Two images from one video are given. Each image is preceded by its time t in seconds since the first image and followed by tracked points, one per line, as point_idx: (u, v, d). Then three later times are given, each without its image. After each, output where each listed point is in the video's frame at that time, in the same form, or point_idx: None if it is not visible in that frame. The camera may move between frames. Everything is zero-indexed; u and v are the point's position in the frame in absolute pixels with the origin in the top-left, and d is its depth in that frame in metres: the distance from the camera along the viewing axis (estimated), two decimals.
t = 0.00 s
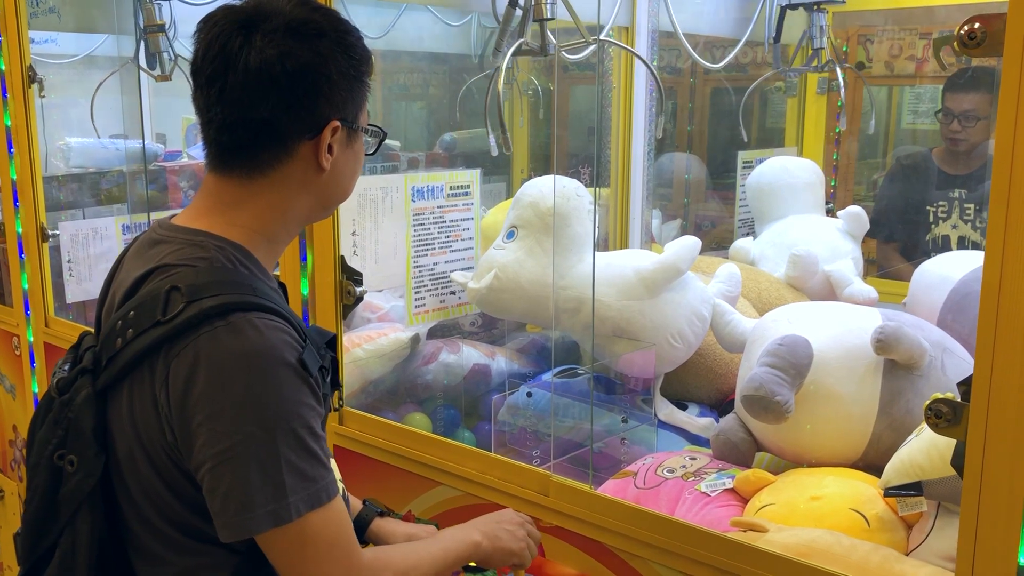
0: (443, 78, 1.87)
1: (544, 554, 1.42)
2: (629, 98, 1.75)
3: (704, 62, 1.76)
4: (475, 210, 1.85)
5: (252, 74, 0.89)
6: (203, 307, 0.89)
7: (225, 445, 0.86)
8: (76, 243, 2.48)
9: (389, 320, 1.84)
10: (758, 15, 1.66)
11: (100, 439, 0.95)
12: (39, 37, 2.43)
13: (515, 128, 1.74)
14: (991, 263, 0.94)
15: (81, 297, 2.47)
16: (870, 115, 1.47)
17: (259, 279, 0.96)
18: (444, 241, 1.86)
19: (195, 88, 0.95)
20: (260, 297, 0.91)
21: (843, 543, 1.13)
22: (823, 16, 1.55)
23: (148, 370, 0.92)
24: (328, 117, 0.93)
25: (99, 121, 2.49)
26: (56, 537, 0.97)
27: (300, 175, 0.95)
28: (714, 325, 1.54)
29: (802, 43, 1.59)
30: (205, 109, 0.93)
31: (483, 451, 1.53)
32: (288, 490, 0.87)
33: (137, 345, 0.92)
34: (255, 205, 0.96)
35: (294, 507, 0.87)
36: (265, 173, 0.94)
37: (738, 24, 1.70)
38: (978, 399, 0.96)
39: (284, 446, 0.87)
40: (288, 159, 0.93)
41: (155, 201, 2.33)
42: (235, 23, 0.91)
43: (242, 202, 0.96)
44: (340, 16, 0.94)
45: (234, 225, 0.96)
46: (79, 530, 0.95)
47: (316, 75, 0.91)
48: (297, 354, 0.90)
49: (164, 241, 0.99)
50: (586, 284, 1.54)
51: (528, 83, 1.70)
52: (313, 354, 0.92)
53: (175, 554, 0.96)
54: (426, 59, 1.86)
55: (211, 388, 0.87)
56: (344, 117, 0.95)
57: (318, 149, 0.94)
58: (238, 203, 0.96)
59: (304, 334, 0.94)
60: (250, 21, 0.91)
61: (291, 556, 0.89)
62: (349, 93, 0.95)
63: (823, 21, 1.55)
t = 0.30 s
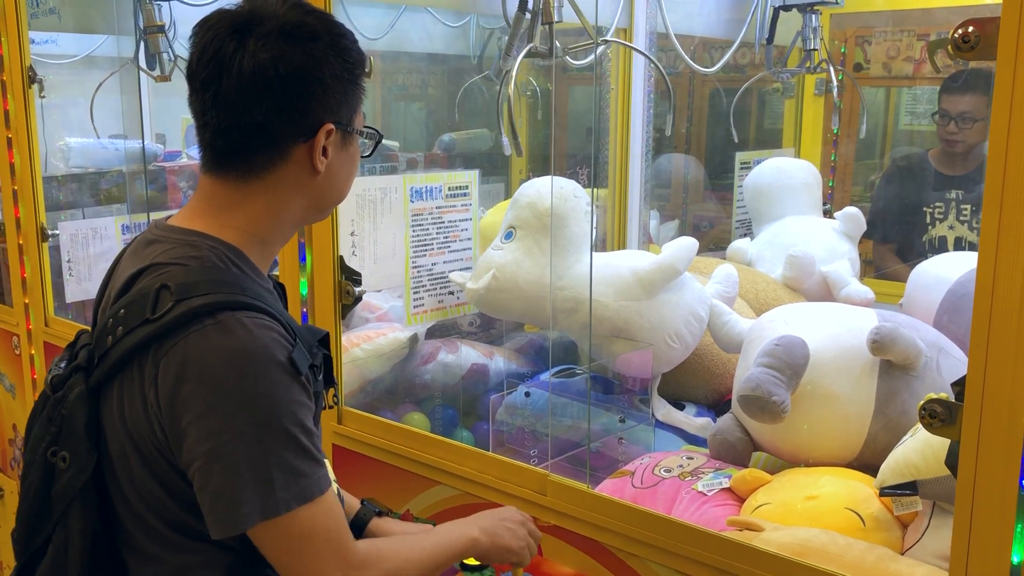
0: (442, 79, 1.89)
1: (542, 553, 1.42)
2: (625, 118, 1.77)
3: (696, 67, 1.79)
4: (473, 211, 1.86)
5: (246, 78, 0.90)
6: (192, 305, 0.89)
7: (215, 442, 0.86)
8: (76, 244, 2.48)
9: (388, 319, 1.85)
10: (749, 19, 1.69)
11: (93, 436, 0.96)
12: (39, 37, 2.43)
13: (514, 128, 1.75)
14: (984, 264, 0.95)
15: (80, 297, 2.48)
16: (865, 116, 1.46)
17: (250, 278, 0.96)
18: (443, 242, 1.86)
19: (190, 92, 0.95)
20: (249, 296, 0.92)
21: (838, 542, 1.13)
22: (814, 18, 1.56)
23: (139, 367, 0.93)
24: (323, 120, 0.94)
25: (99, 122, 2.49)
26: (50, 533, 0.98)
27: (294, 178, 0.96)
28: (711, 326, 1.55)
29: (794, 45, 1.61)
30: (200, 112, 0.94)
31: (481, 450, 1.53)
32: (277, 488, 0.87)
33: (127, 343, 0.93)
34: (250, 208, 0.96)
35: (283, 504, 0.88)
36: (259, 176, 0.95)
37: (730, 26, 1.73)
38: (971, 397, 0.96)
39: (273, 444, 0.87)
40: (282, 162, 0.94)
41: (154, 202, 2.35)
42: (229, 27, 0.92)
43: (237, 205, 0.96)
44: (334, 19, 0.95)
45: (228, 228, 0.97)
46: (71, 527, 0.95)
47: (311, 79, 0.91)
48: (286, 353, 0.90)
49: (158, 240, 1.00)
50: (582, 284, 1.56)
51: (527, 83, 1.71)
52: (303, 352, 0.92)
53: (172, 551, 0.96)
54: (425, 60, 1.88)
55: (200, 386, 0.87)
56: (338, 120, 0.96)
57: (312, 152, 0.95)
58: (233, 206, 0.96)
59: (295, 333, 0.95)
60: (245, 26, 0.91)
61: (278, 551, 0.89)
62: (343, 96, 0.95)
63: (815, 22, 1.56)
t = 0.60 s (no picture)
0: (443, 80, 1.89)
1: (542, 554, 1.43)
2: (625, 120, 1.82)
3: (698, 68, 1.81)
4: (473, 212, 1.86)
5: (237, 76, 0.91)
6: (213, 293, 0.91)
7: (245, 426, 0.88)
8: (77, 243, 2.48)
9: (389, 320, 1.85)
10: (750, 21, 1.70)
11: (108, 428, 0.96)
12: (41, 37, 2.44)
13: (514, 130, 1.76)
14: (982, 267, 0.95)
15: (80, 297, 2.49)
16: (866, 119, 1.47)
17: (263, 268, 0.97)
18: (443, 242, 1.87)
19: (184, 92, 0.96)
20: (267, 283, 0.93)
21: (836, 543, 1.14)
22: (819, 20, 1.56)
23: (158, 357, 0.94)
24: (316, 113, 0.95)
25: (100, 122, 2.50)
26: (65, 526, 0.98)
27: (291, 172, 0.97)
28: (710, 327, 1.56)
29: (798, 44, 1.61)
30: (195, 112, 0.95)
31: (481, 451, 1.54)
32: (308, 469, 0.89)
33: (145, 333, 0.93)
34: (249, 204, 0.97)
35: (314, 486, 0.89)
36: (257, 172, 0.96)
37: (733, 29, 1.74)
38: (969, 397, 0.97)
39: (303, 425, 0.89)
40: (278, 157, 0.95)
41: (155, 202, 2.36)
42: (217, 25, 0.92)
43: (236, 202, 0.97)
44: (320, 11, 0.95)
45: (229, 224, 0.98)
46: (88, 520, 0.96)
47: (301, 72, 0.92)
48: (310, 337, 0.92)
49: (166, 233, 1.01)
50: (582, 284, 1.56)
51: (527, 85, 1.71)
52: (324, 335, 0.94)
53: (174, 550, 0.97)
54: (426, 61, 1.89)
55: (226, 372, 0.89)
56: (331, 111, 0.96)
57: (308, 145, 0.96)
58: (232, 203, 0.98)
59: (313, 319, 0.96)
60: (232, 23, 0.92)
61: (310, 534, 0.90)
62: (334, 87, 0.96)
63: (819, 25, 1.56)
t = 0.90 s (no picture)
0: (445, 82, 1.89)
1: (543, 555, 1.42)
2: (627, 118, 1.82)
3: (699, 72, 1.81)
4: (476, 214, 1.86)
5: (238, 75, 0.91)
6: (223, 288, 0.91)
7: (254, 421, 0.87)
8: (79, 244, 2.48)
9: (390, 322, 1.85)
10: (752, 23, 1.70)
11: (116, 426, 0.96)
12: (45, 39, 2.43)
13: (515, 132, 1.76)
14: (985, 269, 0.95)
15: (83, 298, 2.49)
16: (869, 122, 1.47)
17: (270, 265, 0.98)
18: (445, 244, 1.87)
19: (183, 93, 0.96)
20: (276, 279, 0.94)
21: (838, 546, 1.14)
22: (830, 23, 1.55)
23: (168, 353, 0.94)
24: (316, 110, 0.95)
25: (103, 124, 2.49)
26: (68, 526, 0.98)
27: (294, 169, 0.97)
28: (713, 329, 1.55)
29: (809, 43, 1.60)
30: (195, 113, 0.95)
31: (484, 453, 1.53)
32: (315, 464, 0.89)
33: (154, 329, 0.94)
34: (253, 203, 0.98)
35: (321, 482, 0.89)
36: (261, 170, 0.96)
37: (734, 31, 1.74)
38: (972, 399, 0.97)
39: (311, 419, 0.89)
40: (281, 154, 0.95)
41: (157, 203, 2.37)
42: (215, 26, 0.92)
43: (240, 201, 0.98)
44: (316, 8, 0.96)
45: (234, 222, 0.98)
46: (92, 518, 0.95)
47: (301, 69, 0.92)
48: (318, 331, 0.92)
49: (173, 231, 1.01)
50: (585, 286, 1.56)
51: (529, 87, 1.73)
52: (333, 330, 0.94)
53: (178, 549, 0.97)
54: (428, 63, 1.89)
55: (234, 366, 0.89)
56: (331, 108, 0.97)
57: (310, 142, 0.96)
58: (236, 202, 0.98)
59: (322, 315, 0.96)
60: (230, 23, 0.92)
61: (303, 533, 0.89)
62: (334, 83, 0.96)
63: (829, 26, 1.55)
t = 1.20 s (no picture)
0: (449, 83, 1.89)
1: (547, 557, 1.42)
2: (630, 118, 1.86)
3: (702, 73, 1.81)
4: (478, 216, 1.86)
5: (254, 76, 0.91)
6: (232, 289, 0.91)
7: (263, 423, 0.87)
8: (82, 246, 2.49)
9: (394, 323, 1.85)
10: (756, 24, 1.70)
11: (124, 428, 0.96)
12: (47, 41, 2.43)
13: (519, 133, 1.79)
14: (991, 271, 0.95)
15: (86, 299, 2.50)
16: (870, 123, 1.48)
17: (279, 267, 0.98)
18: (449, 246, 1.87)
19: (198, 95, 0.96)
20: (284, 280, 0.94)
21: (844, 547, 1.13)
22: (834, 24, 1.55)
23: (177, 354, 0.94)
24: (332, 111, 0.95)
25: (105, 125, 2.48)
26: (76, 526, 0.98)
27: (309, 171, 0.97)
28: (716, 330, 1.55)
29: (813, 45, 1.60)
30: (210, 114, 0.95)
31: (489, 455, 1.53)
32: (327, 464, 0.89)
33: (164, 331, 0.94)
34: (267, 205, 0.98)
35: (334, 481, 0.89)
36: (276, 172, 0.96)
37: (737, 32, 1.73)
38: (978, 397, 0.97)
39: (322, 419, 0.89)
40: (296, 156, 0.96)
41: (161, 206, 2.37)
42: (231, 27, 0.93)
43: (254, 203, 0.98)
44: (331, 11, 0.96)
45: (248, 224, 0.99)
46: (100, 519, 0.96)
47: (317, 70, 0.93)
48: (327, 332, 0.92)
49: (184, 234, 1.01)
50: (588, 287, 1.56)
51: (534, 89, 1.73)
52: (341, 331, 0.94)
53: (184, 550, 0.97)
54: (431, 65, 1.89)
55: (243, 367, 0.89)
56: (346, 110, 0.97)
57: (325, 144, 0.97)
58: (250, 203, 0.98)
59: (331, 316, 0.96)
60: (246, 23, 0.92)
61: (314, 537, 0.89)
62: (349, 85, 0.97)
63: (833, 28, 1.55)
